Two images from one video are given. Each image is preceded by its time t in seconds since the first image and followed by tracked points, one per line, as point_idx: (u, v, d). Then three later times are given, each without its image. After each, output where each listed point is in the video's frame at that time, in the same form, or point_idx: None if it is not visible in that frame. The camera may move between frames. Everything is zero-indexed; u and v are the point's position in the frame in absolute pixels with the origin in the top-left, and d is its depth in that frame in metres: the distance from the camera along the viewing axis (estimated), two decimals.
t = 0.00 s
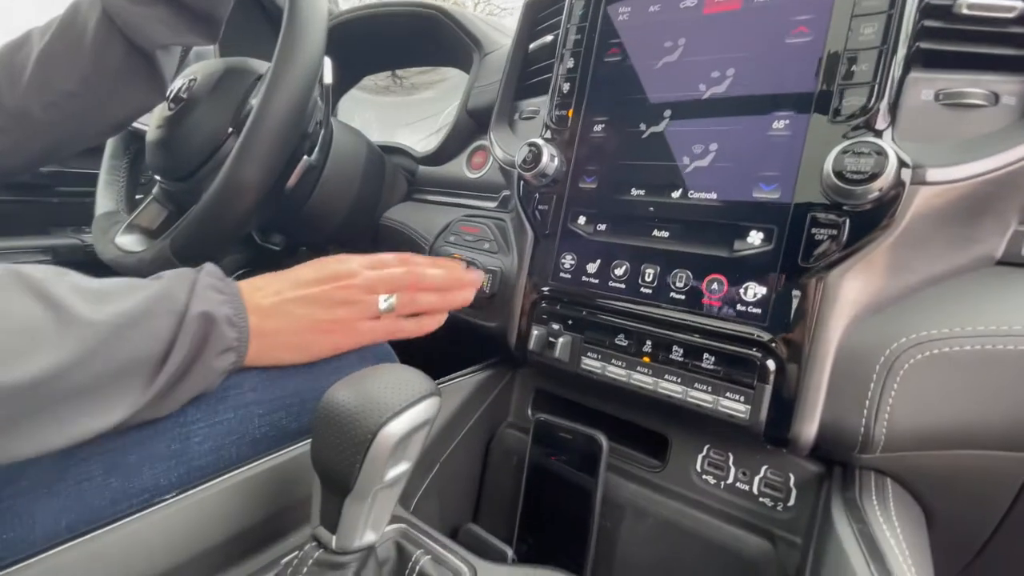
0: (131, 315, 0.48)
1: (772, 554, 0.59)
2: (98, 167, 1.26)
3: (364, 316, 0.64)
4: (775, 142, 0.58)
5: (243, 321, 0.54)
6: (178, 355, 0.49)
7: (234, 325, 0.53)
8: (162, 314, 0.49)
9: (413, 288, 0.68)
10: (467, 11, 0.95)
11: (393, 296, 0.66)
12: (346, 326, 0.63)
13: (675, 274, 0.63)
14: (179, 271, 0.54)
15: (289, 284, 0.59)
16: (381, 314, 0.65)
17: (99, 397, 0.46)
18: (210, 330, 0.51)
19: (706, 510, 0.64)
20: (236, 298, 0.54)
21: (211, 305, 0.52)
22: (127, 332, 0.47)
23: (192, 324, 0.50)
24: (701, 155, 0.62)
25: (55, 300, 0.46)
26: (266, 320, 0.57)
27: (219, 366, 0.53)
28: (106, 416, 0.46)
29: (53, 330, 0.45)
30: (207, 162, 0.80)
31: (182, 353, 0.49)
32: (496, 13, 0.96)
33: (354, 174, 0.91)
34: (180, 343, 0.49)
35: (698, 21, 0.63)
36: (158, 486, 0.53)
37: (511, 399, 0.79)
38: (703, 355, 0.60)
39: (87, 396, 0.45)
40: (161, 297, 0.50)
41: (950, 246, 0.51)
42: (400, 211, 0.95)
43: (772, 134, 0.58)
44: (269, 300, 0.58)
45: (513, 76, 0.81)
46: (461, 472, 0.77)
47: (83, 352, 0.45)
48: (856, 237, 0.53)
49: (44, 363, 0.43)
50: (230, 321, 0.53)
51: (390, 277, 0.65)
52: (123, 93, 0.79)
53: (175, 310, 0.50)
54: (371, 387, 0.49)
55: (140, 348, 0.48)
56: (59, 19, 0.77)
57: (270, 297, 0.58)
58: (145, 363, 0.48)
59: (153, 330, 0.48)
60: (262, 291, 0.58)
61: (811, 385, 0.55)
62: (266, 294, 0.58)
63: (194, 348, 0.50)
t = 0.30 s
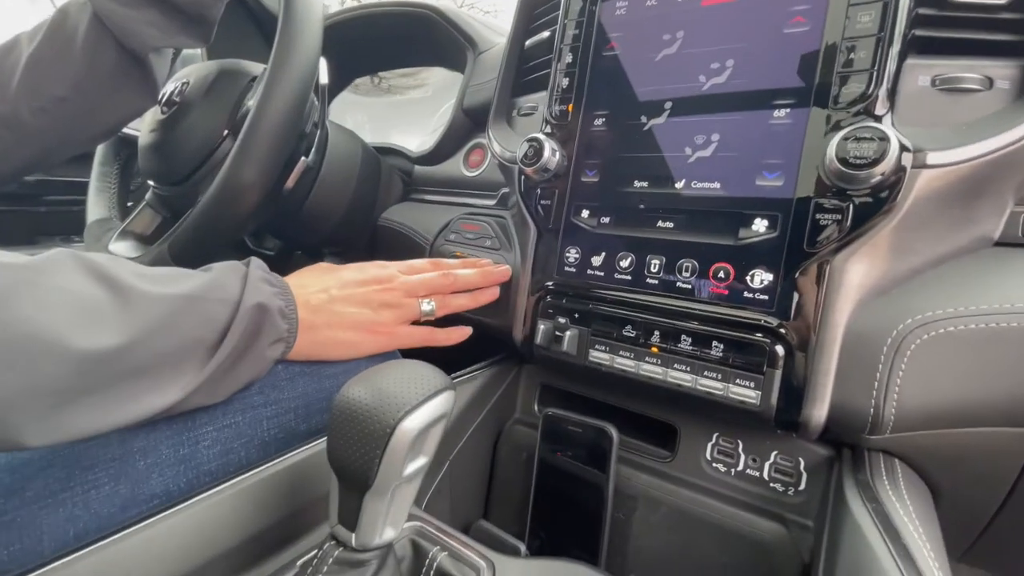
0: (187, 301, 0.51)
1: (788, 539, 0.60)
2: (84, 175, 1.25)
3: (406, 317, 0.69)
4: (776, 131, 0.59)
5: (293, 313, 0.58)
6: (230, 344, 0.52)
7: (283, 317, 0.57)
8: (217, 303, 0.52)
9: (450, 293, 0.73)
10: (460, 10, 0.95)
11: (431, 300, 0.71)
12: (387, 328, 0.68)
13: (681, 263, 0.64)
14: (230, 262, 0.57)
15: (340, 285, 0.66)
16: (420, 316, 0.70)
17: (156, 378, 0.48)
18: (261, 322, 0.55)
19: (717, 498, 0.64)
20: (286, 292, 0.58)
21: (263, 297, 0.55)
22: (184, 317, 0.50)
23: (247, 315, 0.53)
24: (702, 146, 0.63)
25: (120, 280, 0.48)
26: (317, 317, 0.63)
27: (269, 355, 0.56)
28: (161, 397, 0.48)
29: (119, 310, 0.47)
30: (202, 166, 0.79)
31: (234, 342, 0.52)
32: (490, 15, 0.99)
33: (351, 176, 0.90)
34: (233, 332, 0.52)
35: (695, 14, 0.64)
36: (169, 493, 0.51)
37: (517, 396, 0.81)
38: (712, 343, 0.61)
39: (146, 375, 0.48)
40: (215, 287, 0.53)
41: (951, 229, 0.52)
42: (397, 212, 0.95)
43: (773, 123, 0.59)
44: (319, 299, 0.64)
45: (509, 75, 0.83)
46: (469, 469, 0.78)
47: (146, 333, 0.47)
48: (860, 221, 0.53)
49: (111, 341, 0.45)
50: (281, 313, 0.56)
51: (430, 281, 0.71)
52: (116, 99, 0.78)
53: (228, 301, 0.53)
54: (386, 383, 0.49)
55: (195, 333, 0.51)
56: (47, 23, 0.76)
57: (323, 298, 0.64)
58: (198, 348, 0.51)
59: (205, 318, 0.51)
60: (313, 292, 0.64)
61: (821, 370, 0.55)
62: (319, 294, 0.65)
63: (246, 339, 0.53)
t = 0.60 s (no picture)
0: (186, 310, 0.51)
1: (791, 538, 0.60)
2: (81, 184, 1.26)
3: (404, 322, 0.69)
4: (773, 131, 0.59)
5: (292, 322, 0.58)
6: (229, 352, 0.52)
7: (283, 326, 0.57)
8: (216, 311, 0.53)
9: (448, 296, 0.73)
10: (456, 16, 0.96)
11: (430, 305, 0.71)
12: (386, 334, 0.68)
13: (680, 264, 0.64)
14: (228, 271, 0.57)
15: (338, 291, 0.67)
16: (419, 321, 0.71)
17: (155, 386, 0.48)
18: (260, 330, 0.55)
19: (720, 499, 0.64)
20: (285, 300, 0.59)
21: (261, 305, 0.55)
22: (184, 326, 0.50)
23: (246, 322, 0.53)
24: (698, 147, 0.64)
25: (117, 289, 0.48)
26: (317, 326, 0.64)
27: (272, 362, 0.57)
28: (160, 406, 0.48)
29: (116, 318, 0.47)
30: (199, 173, 0.78)
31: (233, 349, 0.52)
32: (486, 21, 0.99)
33: (348, 182, 0.90)
34: (233, 341, 0.52)
35: (689, 17, 0.65)
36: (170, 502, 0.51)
37: (517, 400, 0.81)
38: (712, 343, 0.61)
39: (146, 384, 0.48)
40: (213, 296, 0.53)
41: (949, 226, 0.52)
42: (396, 217, 0.95)
43: (769, 124, 0.59)
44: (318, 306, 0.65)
45: (506, 79, 0.83)
46: (469, 473, 0.77)
47: (143, 342, 0.47)
48: (858, 220, 0.54)
49: (109, 350, 0.45)
50: (280, 321, 0.57)
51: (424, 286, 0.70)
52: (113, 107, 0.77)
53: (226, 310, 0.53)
54: (386, 387, 0.49)
55: (194, 341, 0.51)
56: (43, 30, 0.76)
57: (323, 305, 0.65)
58: (198, 356, 0.51)
59: (204, 327, 0.51)
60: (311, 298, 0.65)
61: (821, 368, 0.56)
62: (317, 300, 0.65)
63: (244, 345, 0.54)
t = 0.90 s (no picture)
0: (62, 376, 0.43)
1: (796, 536, 0.60)
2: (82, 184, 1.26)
3: (284, 340, 0.57)
4: (775, 129, 0.59)
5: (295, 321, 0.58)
6: (136, 414, 0.45)
7: (190, 377, 0.50)
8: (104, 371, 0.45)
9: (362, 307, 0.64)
10: (458, 16, 0.96)
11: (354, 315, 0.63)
12: (307, 354, 0.59)
13: (683, 262, 0.64)
14: (110, 311, 0.49)
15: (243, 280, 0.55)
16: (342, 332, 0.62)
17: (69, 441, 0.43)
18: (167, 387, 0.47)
19: (724, 497, 0.64)
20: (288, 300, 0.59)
21: (160, 357, 0.48)
22: (76, 374, 0.44)
23: (146, 379, 0.46)
24: (701, 145, 0.63)
25: None
26: (226, 328, 0.53)
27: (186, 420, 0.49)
28: (45, 487, 0.41)
29: None
30: (202, 173, 0.79)
31: (139, 412, 0.45)
32: (488, 19, 0.99)
33: (350, 181, 0.90)
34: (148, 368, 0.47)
35: (692, 14, 0.64)
36: (173, 501, 0.50)
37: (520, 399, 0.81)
38: (716, 341, 0.61)
39: (26, 465, 0.41)
40: (91, 353, 0.45)
41: (953, 223, 0.52)
42: (398, 216, 0.95)
43: (772, 121, 0.59)
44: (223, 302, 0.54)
45: (508, 78, 0.83)
46: (472, 472, 0.78)
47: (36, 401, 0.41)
48: (862, 218, 0.53)
49: None
50: (186, 374, 0.49)
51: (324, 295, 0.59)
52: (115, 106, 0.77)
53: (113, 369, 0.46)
54: (389, 387, 0.49)
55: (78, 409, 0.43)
56: (45, 30, 0.76)
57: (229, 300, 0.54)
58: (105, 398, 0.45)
59: (85, 393, 0.44)
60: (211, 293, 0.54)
61: (825, 367, 0.55)
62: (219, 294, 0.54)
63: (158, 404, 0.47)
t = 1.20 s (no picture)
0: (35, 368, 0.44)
1: (793, 533, 0.60)
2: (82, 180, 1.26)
3: (275, 266, 0.42)
4: (775, 124, 0.59)
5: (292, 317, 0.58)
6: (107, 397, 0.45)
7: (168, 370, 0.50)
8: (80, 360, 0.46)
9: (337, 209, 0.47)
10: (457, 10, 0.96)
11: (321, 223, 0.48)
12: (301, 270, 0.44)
13: (682, 258, 0.63)
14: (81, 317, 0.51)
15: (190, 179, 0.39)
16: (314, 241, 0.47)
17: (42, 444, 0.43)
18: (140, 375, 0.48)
19: (722, 494, 0.64)
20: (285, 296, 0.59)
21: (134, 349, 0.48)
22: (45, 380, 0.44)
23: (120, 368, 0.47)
24: (700, 140, 0.63)
25: None
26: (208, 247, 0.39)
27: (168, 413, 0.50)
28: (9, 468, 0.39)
29: None
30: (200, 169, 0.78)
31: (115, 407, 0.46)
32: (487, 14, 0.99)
33: (349, 177, 0.90)
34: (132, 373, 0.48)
35: (692, 8, 0.64)
36: (170, 494, 0.50)
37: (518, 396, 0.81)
38: (715, 337, 0.61)
39: None
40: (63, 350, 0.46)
41: (953, 219, 0.52)
42: (397, 212, 0.95)
43: (772, 116, 0.59)
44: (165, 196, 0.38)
45: (507, 74, 0.83)
46: (471, 468, 0.77)
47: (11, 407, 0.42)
48: (862, 213, 0.53)
49: None
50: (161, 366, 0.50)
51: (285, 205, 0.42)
52: (114, 99, 0.77)
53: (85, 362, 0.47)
54: (386, 381, 0.49)
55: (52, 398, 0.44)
56: (42, 24, 0.76)
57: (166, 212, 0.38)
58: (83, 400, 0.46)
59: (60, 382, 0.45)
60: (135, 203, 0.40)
61: (824, 363, 0.55)
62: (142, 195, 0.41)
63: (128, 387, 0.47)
